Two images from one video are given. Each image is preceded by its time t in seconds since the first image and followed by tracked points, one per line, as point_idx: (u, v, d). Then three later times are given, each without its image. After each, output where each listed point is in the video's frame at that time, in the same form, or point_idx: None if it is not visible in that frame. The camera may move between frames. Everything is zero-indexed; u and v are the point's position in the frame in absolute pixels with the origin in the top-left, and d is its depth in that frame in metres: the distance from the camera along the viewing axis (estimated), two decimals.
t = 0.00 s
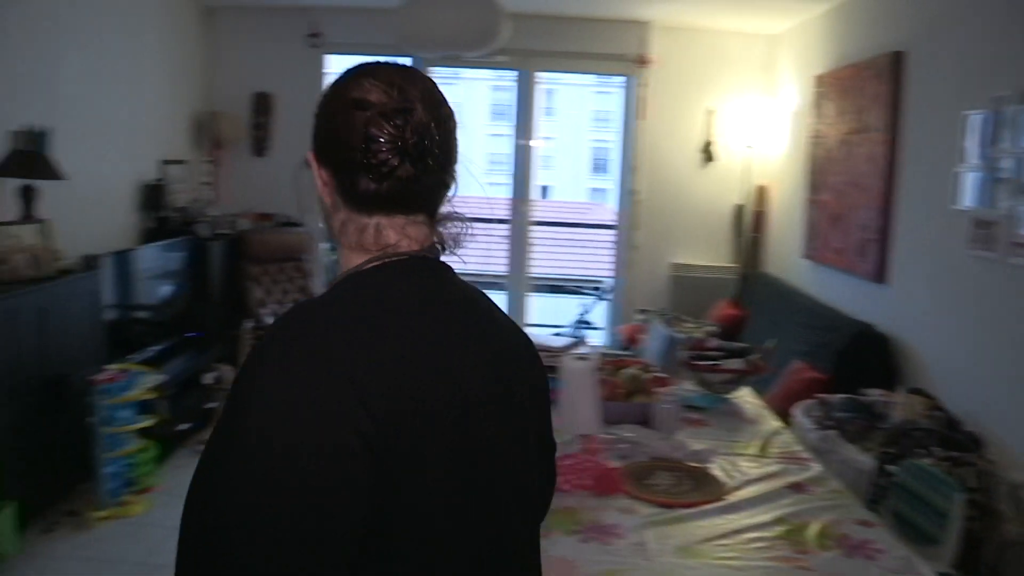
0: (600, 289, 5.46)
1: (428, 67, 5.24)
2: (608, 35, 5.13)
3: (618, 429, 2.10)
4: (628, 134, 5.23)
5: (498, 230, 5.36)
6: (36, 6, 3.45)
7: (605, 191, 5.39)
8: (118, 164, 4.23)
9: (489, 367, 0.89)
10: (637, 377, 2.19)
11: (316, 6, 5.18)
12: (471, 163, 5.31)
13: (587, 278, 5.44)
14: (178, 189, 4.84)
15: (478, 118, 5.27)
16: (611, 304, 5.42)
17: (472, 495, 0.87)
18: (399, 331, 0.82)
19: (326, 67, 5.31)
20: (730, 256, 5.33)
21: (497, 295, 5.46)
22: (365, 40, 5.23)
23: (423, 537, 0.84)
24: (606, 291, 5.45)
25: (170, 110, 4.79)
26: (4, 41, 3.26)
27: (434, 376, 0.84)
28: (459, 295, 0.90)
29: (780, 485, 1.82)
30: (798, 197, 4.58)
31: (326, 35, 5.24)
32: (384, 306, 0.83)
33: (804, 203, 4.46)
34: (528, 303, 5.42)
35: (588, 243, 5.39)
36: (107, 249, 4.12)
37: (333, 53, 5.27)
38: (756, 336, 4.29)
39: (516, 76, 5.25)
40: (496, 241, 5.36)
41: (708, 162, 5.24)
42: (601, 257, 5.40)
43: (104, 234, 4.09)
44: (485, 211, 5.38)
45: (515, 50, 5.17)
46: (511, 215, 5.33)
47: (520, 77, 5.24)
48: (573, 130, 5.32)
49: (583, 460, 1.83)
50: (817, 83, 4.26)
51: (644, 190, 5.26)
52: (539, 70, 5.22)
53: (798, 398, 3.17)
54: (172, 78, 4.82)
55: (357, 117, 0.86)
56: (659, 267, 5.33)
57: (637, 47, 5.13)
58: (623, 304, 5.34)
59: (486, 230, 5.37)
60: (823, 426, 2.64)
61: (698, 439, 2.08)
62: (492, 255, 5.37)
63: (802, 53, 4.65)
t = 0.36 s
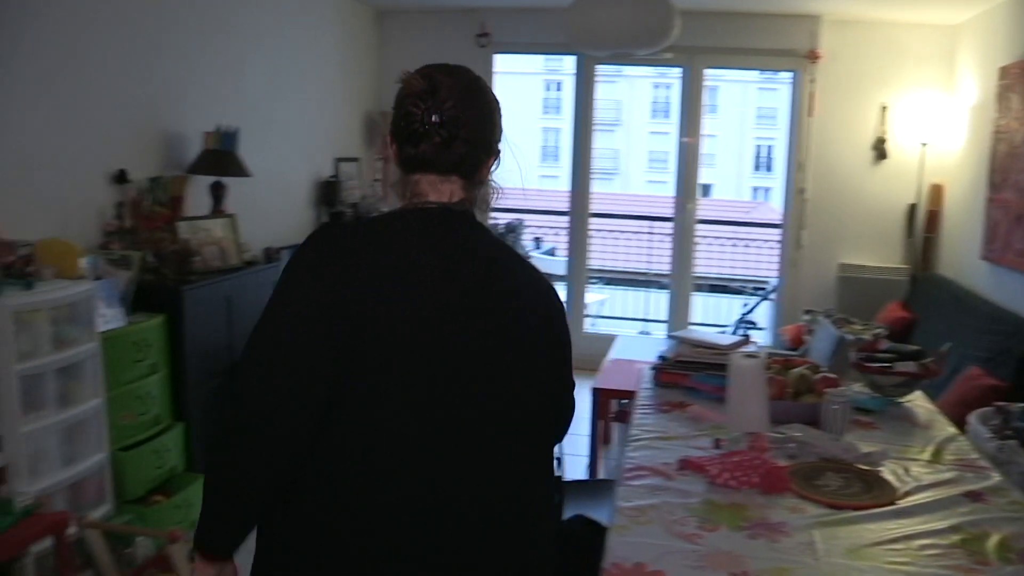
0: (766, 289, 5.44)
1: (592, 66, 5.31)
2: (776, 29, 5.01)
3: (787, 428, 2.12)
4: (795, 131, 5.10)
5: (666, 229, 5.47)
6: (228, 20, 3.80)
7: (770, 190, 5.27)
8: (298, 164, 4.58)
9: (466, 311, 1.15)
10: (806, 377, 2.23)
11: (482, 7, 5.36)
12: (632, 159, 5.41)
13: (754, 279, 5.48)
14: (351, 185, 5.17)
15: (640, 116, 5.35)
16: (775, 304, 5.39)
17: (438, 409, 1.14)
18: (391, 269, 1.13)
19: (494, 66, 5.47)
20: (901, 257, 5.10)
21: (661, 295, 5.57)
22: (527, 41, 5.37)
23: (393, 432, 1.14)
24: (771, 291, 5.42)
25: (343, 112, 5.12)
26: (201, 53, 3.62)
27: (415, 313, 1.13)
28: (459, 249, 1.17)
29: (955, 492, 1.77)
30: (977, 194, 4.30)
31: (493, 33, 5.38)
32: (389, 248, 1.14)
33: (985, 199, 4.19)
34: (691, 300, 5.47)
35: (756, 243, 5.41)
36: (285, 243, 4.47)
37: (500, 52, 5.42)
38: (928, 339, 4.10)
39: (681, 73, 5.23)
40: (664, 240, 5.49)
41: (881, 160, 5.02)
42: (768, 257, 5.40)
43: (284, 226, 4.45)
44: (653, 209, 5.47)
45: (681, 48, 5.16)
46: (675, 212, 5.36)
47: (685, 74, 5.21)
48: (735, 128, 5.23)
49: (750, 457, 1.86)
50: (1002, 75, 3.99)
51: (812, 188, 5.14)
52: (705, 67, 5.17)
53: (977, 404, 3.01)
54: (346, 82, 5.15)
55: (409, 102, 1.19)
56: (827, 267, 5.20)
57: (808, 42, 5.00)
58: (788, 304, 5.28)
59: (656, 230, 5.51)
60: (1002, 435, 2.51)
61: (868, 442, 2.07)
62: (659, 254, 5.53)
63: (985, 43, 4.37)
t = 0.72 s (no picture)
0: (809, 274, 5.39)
1: (636, 47, 5.26)
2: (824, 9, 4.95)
3: (834, 413, 2.09)
4: (839, 115, 5.04)
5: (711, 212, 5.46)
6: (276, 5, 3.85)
7: (813, 173, 5.19)
8: (342, 146, 4.62)
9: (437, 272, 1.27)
10: (855, 362, 2.22)
11: None
12: (672, 142, 5.35)
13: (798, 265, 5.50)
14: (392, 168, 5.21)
15: (681, 98, 5.27)
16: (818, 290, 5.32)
17: (413, 357, 1.27)
18: (372, 243, 1.27)
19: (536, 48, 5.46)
20: (950, 241, 4.98)
21: (703, 279, 5.62)
22: (569, 23, 5.35)
23: (365, 390, 1.27)
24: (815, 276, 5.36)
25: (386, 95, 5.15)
26: (249, 40, 3.67)
27: (392, 284, 1.27)
28: (437, 231, 1.29)
29: (1008, 481, 1.74)
30: None
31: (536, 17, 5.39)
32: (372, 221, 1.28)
33: None
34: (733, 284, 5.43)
35: (801, 228, 5.40)
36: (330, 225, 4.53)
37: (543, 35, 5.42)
38: (975, 324, 4.02)
39: (725, 54, 5.16)
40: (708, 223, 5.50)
41: (930, 142, 4.91)
42: (812, 242, 5.39)
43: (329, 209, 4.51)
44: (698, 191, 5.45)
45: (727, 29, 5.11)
46: (718, 195, 5.32)
47: (729, 55, 5.14)
48: (778, 109, 5.13)
49: (798, 443, 1.84)
50: None
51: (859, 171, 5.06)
52: (752, 48, 5.11)
53: None
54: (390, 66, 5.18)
55: (372, 108, 1.35)
56: (873, 252, 5.12)
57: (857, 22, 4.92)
58: (832, 289, 5.21)
59: (702, 213, 5.52)
60: None
61: (916, 429, 2.04)
62: (704, 238, 5.55)
63: None
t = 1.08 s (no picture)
0: (781, 270, 5.43)
1: (609, 41, 5.23)
2: (798, 5, 4.97)
3: (821, 411, 2.08)
4: (812, 108, 5.05)
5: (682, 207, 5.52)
6: None
7: (779, 167, 5.24)
8: (315, 142, 4.56)
9: (398, 246, 1.47)
10: (839, 359, 2.21)
11: None
12: (639, 136, 5.38)
13: (770, 261, 5.61)
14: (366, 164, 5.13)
15: (648, 92, 5.30)
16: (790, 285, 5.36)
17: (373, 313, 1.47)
18: (324, 214, 1.47)
19: (510, 43, 5.42)
20: (924, 237, 5.04)
21: (675, 274, 5.70)
22: (544, 17, 5.31)
23: (316, 342, 1.48)
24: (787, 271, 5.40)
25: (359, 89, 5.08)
26: (220, 33, 3.59)
27: (359, 244, 1.46)
28: (399, 208, 1.48)
29: (996, 479, 1.76)
30: (1002, 174, 4.25)
31: (510, 10, 5.34)
32: (324, 194, 1.48)
33: (1010, 178, 4.14)
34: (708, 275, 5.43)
35: (773, 223, 5.48)
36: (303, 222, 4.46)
37: (517, 30, 5.38)
38: (949, 319, 4.07)
39: (698, 49, 5.16)
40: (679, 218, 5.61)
41: (903, 137, 4.95)
42: (783, 237, 5.49)
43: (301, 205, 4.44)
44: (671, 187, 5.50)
45: (702, 24, 5.11)
46: (692, 189, 5.32)
47: (703, 49, 5.15)
48: (743, 103, 5.18)
49: (786, 442, 1.83)
50: None
51: (833, 166, 5.09)
52: (727, 43, 5.12)
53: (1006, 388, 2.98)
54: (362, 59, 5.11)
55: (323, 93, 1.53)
56: (846, 247, 5.15)
57: (831, 17, 4.94)
58: (804, 284, 5.26)
59: (672, 207, 5.63)
60: None
61: (901, 427, 2.04)
62: (675, 232, 5.68)
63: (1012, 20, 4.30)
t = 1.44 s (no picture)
0: (762, 258, 5.45)
1: (589, 31, 5.24)
2: None
3: (819, 401, 2.08)
4: (793, 97, 5.07)
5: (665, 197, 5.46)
6: None
7: (754, 156, 5.23)
8: (296, 135, 4.50)
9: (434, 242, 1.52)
10: (835, 348, 2.20)
11: None
12: (614, 127, 5.36)
13: (749, 249, 5.49)
14: (346, 157, 5.08)
15: (622, 82, 5.29)
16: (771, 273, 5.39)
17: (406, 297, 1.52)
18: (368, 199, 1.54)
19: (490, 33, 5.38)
20: (906, 224, 5.08)
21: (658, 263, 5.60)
22: (524, 7, 5.28)
23: (349, 315, 1.54)
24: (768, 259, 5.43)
25: (338, 81, 5.02)
26: (198, 26, 3.52)
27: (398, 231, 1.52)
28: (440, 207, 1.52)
29: (997, 465, 1.76)
30: (982, 160, 4.29)
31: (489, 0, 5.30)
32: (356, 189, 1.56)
33: (990, 164, 4.17)
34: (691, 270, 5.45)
35: (754, 211, 5.39)
36: (285, 218, 4.40)
37: (497, 20, 5.34)
38: (933, 305, 4.12)
39: (679, 36, 5.17)
40: (662, 208, 5.50)
41: (884, 125, 4.98)
42: (765, 226, 5.40)
43: (282, 201, 4.38)
44: (650, 176, 5.44)
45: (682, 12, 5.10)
46: (675, 179, 5.33)
47: (684, 37, 5.16)
48: (717, 92, 5.19)
49: (788, 433, 1.82)
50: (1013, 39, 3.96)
51: (814, 154, 5.11)
52: (708, 31, 5.12)
53: (994, 371, 3.05)
54: (342, 51, 5.04)
55: (378, 93, 1.61)
56: (827, 235, 5.18)
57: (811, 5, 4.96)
58: (785, 272, 5.29)
59: (654, 197, 5.51)
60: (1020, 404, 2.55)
61: (899, 414, 2.05)
62: (657, 221, 5.55)
63: (989, 8, 4.34)
